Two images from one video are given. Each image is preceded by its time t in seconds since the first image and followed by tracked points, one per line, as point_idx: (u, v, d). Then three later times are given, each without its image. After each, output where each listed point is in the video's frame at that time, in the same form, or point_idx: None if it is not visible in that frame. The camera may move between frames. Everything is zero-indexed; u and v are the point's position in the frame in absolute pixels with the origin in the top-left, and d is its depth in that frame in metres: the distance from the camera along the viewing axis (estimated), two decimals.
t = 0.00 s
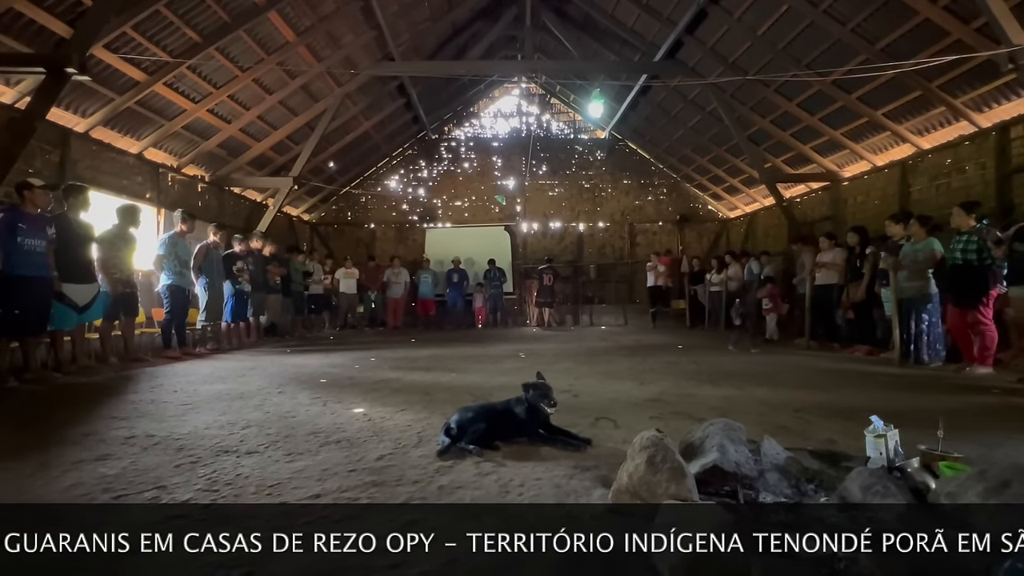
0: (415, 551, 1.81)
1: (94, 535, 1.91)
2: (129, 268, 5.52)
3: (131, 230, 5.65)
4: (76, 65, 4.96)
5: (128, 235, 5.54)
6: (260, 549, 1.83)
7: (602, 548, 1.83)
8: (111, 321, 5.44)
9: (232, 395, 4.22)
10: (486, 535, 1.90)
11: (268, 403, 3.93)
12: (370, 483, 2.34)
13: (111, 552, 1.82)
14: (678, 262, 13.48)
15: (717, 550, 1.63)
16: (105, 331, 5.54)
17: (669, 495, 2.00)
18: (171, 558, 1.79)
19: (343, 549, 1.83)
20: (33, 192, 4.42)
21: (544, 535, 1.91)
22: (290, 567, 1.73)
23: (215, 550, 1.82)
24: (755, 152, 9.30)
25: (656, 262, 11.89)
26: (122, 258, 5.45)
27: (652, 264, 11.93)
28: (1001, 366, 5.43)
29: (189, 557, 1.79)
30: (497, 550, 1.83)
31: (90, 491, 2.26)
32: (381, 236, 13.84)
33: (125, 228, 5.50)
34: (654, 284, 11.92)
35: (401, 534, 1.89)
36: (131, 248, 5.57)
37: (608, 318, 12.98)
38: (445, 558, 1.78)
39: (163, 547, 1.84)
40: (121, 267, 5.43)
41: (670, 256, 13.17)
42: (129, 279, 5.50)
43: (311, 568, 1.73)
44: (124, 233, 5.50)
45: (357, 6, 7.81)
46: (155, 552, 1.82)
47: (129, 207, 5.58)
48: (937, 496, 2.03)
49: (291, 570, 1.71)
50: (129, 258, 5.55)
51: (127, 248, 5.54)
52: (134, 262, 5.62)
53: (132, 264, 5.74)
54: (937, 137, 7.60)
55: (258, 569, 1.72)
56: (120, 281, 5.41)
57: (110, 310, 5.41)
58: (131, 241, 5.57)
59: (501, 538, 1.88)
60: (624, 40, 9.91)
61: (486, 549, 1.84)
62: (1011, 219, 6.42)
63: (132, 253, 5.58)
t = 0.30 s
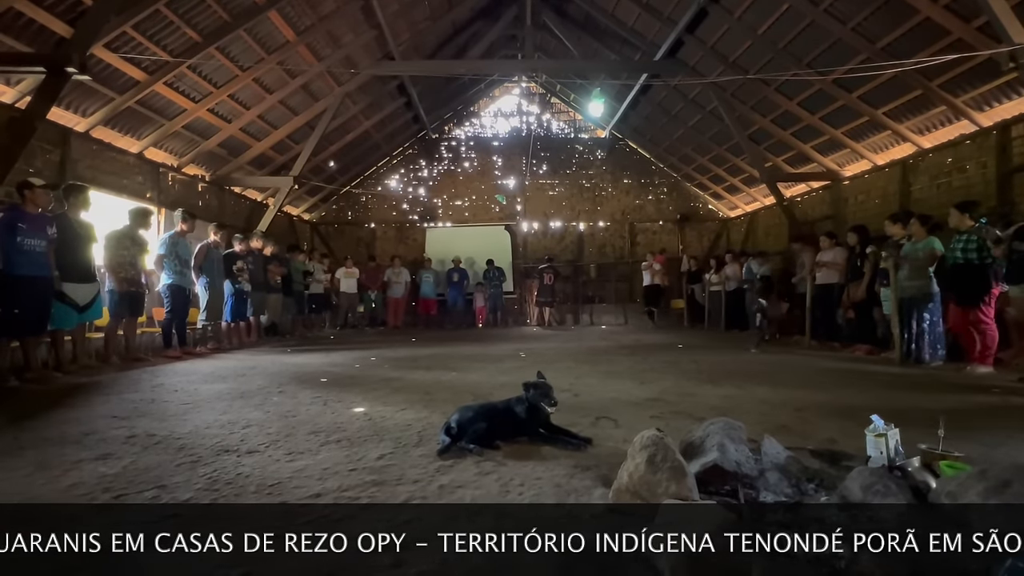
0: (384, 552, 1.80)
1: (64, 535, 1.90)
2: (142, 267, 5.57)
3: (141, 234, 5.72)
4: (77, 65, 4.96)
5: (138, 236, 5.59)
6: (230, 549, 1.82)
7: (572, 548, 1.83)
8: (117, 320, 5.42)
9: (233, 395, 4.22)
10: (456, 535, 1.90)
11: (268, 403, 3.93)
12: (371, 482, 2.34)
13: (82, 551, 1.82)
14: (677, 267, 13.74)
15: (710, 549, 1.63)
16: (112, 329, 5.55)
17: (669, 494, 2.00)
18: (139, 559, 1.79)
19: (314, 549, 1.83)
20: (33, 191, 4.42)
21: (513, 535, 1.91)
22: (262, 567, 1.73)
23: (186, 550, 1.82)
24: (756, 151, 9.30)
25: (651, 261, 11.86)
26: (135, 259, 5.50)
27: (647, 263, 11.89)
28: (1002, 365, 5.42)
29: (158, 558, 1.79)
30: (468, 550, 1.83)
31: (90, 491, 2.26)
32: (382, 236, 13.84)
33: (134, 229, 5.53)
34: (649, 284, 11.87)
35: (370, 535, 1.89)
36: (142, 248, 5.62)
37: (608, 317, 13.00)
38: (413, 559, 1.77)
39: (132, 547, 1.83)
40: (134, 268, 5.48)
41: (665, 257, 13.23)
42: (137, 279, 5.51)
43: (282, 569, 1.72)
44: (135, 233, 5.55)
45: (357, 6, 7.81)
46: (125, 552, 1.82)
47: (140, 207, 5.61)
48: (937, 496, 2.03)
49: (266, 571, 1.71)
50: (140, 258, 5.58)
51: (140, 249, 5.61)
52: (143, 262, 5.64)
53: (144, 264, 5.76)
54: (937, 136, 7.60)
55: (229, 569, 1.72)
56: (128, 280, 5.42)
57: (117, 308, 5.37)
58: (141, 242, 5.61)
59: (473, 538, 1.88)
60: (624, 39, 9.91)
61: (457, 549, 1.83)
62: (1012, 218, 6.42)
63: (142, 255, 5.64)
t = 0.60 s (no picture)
0: (355, 552, 1.81)
1: (35, 535, 1.90)
2: (144, 266, 5.57)
3: (145, 233, 5.72)
4: (77, 65, 4.95)
5: (142, 237, 5.58)
6: (201, 549, 1.83)
7: (543, 548, 1.84)
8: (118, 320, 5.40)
9: (233, 395, 4.22)
10: (428, 534, 1.89)
11: (269, 403, 3.93)
12: (371, 482, 2.34)
13: (63, 551, 1.82)
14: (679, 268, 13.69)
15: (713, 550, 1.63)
16: (115, 330, 5.54)
17: (669, 494, 2.00)
18: (111, 558, 1.79)
19: (285, 549, 1.83)
20: (33, 191, 4.42)
21: (485, 535, 1.91)
22: (229, 567, 1.73)
23: (157, 550, 1.82)
24: (756, 151, 9.30)
25: (645, 260, 11.78)
26: (136, 258, 5.48)
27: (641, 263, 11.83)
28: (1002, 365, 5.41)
29: (129, 557, 1.79)
30: (439, 550, 1.82)
31: (91, 491, 2.26)
32: (382, 236, 13.84)
33: (139, 229, 5.54)
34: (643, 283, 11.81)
35: (342, 534, 1.89)
36: (145, 248, 5.61)
37: (609, 317, 13.27)
38: (382, 558, 1.77)
39: (104, 548, 1.84)
40: (135, 266, 5.45)
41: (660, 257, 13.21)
42: (139, 279, 5.50)
43: (250, 568, 1.72)
44: (139, 233, 5.55)
45: (357, 5, 7.80)
46: (96, 553, 1.82)
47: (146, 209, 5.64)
48: (938, 495, 2.02)
49: (235, 570, 1.71)
50: (142, 257, 5.57)
51: (142, 248, 5.59)
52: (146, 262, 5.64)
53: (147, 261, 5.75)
54: (937, 136, 7.60)
55: (196, 569, 1.72)
56: (129, 279, 5.40)
57: (119, 308, 5.39)
58: (144, 241, 5.60)
59: (444, 538, 1.87)
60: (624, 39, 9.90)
61: (428, 549, 1.83)
62: (1012, 218, 6.42)
63: (145, 254, 5.63)
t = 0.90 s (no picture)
0: (326, 552, 1.81)
1: (5, 535, 1.89)
2: (145, 267, 5.58)
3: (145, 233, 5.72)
4: (77, 65, 4.95)
5: (142, 237, 5.58)
6: (172, 549, 1.83)
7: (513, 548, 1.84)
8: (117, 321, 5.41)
9: (233, 395, 4.23)
10: (399, 535, 1.89)
11: (269, 403, 3.93)
12: (371, 483, 2.34)
13: (65, 551, 1.82)
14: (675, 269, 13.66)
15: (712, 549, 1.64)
16: (115, 330, 5.55)
17: (669, 494, 2.00)
18: (81, 559, 1.79)
19: (256, 549, 1.84)
20: (33, 192, 4.42)
21: (456, 535, 1.91)
22: (196, 567, 1.74)
23: (128, 551, 1.83)
24: (756, 152, 9.31)
25: (637, 261, 11.76)
26: (137, 258, 5.48)
27: (632, 263, 11.81)
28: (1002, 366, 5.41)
29: (98, 557, 1.79)
30: (411, 550, 1.83)
31: (90, 491, 2.26)
32: (381, 236, 13.85)
33: (139, 229, 5.54)
34: (633, 285, 11.78)
35: (312, 534, 1.89)
36: (145, 248, 5.60)
37: (608, 318, 13.13)
38: (352, 559, 1.78)
39: (75, 548, 1.84)
40: (135, 267, 5.45)
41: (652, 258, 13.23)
42: (139, 279, 5.51)
43: (217, 568, 1.73)
44: (138, 233, 5.55)
45: (357, 6, 7.81)
46: (67, 553, 1.82)
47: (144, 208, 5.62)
48: (937, 496, 2.02)
49: (201, 570, 1.71)
50: (142, 257, 5.58)
51: (142, 248, 5.58)
52: (146, 262, 5.65)
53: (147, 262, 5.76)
54: (937, 137, 7.61)
55: (167, 569, 1.73)
56: (129, 280, 5.40)
57: (119, 309, 5.38)
58: (144, 241, 5.60)
59: (415, 538, 1.87)
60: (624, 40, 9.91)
61: (400, 548, 1.83)
62: (1011, 219, 6.43)
63: (145, 254, 5.62)
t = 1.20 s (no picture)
0: (298, 551, 1.81)
1: (4, 536, 1.89)
2: (145, 267, 5.58)
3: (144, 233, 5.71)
4: (77, 65, 4.96)
5: (140, 236, 5.57)
6: (143, 549, 1.83)
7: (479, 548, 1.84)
8: (121, 322, 5.44)
9: (233, 395, 4.23)
10: (371, 535, 1.89)
11: (270, 403, 3.93)
12: (371, 483, 2.34)
13: (63, 551, 1.82)
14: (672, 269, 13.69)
15: (713, 548, 1.64)
16: (116, 331, 5.55)
17: (669, 494, 2.00)
18: (53, 559, 1.79)
19: (226, 549, 1.84)
20: (33, 192, 4.43)
21: (427, 535, 1.90)
22: (175, 567, 1.74)
23: (99, 551, 1.83)
24: (756, 152, 9.31)
25: (632, 261, 11.66)
26: (137, 258, 5.47)
27: (626, 262, 11.72)
28: (1002, 366, 5.42)
29: (96, 558, 1.79)
30: (407, 549, 1.83)
31: (91, 491, 2.26)
32: (382, 236, 13.85)
33: (137, 229, 5.53)
34: (627, 284, 11.68)
35: (285, 534, 1.89)
36: (145, 248, 5.60)
37: (609, 318, 13.37)
38: (332, 558, 1.78)
39: (46, 548, 1.83)
40: (135, 267, 5.45)
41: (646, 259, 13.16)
42: (140, 279, 5.51)
43: (185, 568, 1.73)
44: (136, 233, 5.54)
45: (357, 6, 7.80)
46: (39, 552, 1.82)
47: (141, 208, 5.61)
48: (937, 496, 2.03)
49: (171, 570, 1.72)
50: (143, 257, 5.58)
51: (142, 248, 5.57)
52: (148, 262, 5.65)
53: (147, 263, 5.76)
54: (937, 136, 7.61)
55: (165, 569, 1.73)
56: (130, 280, 5.40)
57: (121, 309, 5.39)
58: (143, 241, 5.60)
59: (387, 538, 1.88)
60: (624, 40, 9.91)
61: (369, 549, 1.83)
62: (1011, 219, 6.43)
63: (145, 254, 5.62)
